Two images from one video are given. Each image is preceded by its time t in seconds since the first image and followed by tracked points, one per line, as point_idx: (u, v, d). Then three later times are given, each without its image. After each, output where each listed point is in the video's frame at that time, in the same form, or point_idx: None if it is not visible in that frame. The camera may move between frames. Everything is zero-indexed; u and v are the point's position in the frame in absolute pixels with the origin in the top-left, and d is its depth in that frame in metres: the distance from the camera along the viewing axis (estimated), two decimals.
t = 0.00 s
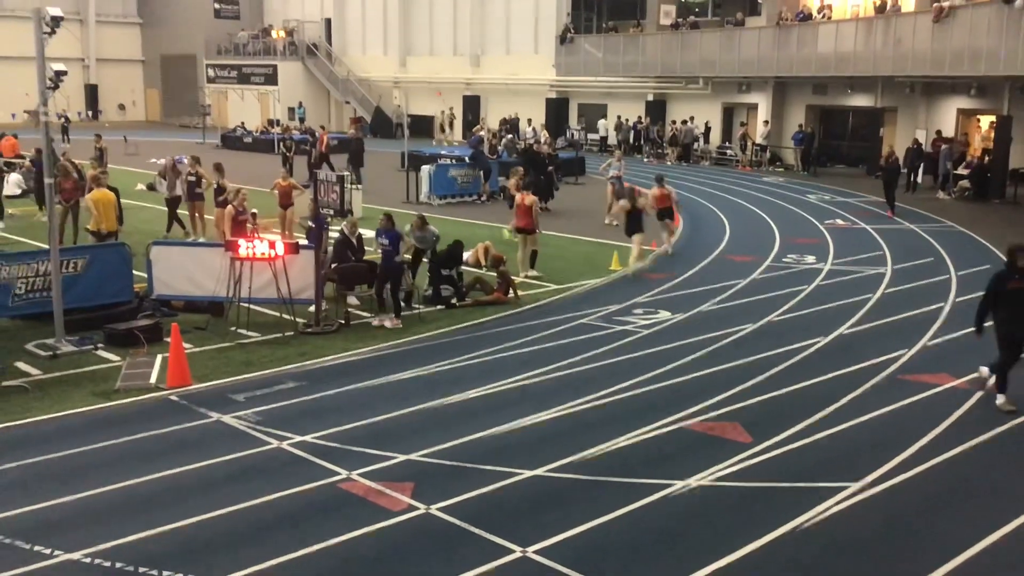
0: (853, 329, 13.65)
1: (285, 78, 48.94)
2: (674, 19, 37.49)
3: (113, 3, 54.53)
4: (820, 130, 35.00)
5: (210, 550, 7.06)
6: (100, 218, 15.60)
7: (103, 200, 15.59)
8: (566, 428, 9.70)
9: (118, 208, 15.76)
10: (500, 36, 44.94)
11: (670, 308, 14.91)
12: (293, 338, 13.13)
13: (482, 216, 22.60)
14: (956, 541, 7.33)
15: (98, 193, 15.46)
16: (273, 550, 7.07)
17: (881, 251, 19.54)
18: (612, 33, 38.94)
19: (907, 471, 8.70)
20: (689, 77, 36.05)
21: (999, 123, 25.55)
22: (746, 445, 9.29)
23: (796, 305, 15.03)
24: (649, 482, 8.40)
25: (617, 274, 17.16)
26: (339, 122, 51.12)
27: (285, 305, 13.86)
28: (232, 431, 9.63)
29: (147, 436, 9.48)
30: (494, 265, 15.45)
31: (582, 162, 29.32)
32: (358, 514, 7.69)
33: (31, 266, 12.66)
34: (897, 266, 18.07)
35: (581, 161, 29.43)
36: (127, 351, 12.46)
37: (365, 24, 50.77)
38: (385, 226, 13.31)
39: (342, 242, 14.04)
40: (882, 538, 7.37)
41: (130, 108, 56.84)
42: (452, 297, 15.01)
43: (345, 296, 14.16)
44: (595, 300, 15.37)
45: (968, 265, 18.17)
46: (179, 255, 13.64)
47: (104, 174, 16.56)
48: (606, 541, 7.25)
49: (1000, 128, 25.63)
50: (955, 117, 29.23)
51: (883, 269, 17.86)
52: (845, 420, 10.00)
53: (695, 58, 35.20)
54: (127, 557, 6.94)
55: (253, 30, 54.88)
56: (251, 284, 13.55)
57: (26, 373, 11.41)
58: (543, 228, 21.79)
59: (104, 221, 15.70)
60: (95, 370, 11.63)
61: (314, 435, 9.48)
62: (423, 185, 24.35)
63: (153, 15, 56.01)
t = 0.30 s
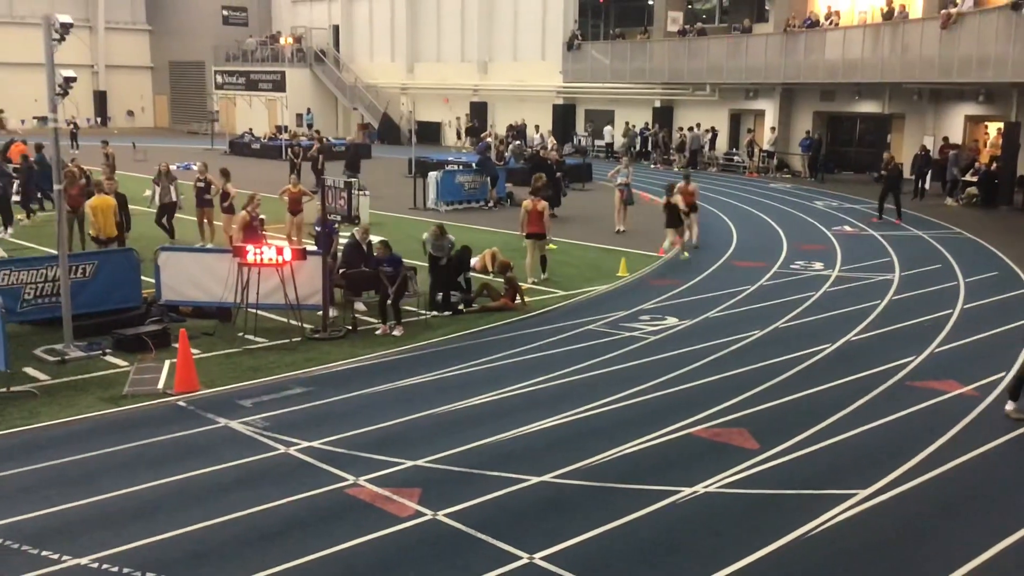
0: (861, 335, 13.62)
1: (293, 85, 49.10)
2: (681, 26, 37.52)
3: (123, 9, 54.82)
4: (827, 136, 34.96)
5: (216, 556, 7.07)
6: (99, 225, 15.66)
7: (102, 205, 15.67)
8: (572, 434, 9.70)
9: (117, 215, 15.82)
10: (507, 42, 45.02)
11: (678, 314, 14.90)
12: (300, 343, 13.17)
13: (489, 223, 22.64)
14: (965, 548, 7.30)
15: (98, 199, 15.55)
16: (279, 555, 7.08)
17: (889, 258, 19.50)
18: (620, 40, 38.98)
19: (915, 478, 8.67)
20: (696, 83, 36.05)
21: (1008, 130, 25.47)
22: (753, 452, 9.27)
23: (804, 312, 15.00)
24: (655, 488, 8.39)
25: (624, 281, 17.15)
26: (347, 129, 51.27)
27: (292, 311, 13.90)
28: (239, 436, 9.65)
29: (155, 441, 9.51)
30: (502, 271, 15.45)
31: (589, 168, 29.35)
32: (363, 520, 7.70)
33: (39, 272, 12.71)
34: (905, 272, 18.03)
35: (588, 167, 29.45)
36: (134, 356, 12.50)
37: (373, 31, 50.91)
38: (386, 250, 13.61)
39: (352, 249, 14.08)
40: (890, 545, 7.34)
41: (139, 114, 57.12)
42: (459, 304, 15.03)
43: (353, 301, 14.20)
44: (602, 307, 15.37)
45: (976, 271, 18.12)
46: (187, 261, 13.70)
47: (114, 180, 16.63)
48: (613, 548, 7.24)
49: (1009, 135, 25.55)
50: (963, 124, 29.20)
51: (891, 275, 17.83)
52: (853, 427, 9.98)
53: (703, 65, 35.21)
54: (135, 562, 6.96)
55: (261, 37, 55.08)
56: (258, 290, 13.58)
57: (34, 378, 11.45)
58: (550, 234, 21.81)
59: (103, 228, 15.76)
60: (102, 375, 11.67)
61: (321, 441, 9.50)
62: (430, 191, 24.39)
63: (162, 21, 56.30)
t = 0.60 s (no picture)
0: (871, 337, 13.57)
1: (302, 87, 49.25)
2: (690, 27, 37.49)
3: (132, 13, 55.08)
4: (836, 137, 34.88)
5: (225, 557, 7.10)
6: (102, 228, 15.74)
7: (105, 209, 15.74)
8: (581, 437, 9.70)
9: (120, 218, 15.90)
10: (516, 44, 45.05)
11: (686, 316, 14.88)
12: (309, 346, 13.20)
13: (497, 225, 22.65)
14: (975, 551, 7.27)
15: (99, 203, 15.62)
16: (289, 557, 7.10)
17: (898, 259, 19.44)
18: (627, 42, 38.98)
19: (925, 481, 8.63)
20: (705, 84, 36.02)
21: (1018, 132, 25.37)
22: (762, 454, 9.26)
23: (813, 314, 14.96)
24: (665, 491, 8.38)
25: (632, 283, 17.14)
26: (355, 131, 51.41)
27: (302, 313, 13.91)
28: (249, 439, 9.68)
29: (165, 443, 9.55)
30: (510, 273, 15.46)
31: (598, 170, 29.33)
32: (373, 522, 7.71)
33: (50, 275, 12.77)
34: (915, 274, 17.97)
35: (597, 169, 29.43)
36: (144, 358, 12.53)
37: (381, 34, 51.03)
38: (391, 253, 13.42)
39: (363, 251, 14.08)
40: (900, 548, 7.32)
41: (148, 116, 57.40)
42: (467, 306, 15.02)
43: (362, 304, 14.20)
44: (611, 309, 15.37)
45: (986, 273, 18.06)
46: (197, 263, 13.73)
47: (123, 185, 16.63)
48: (623, 550, 7.24)
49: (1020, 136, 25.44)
50: (972, 125, 29.11)
51: (900, 277, 17.76)
52: (863, 430, 9.95)
53: (711, 66, 35.15)
54: (146, 564, 6.99)
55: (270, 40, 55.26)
56: (268, 292, 13.62)
57: (45, 380, 11.50)
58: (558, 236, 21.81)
59: (107, 231, 15.84)
60: (112, 378, 11.71)
61: (330, 443, 9.52)
62: (439, 194, 24.41)
63: (172, 24, 56.53)
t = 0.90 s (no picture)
0: (879, 342, 13.52)
1: (310, 91, 49.41)
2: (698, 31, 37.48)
3: (142, 17, 55.35)
4: (845, 141, 34.81)
5: (233, 560, 7.11)
6: (108, 231, 15.85)
7: (110, 212, 15.85)
8: (589, 441, 9.69)
9: (126, 221, 16.01)
10: (524, 48, 45.08)
11: (694, 320, 14.85)
12: (317, 349, 13.23)
13: (506, 228, 22.68)
14: (985, 556, 7.24)
15: (104, 206, 15.73)
16: (298, 561, 7.10)
17: (908, 264, 19.38)
18: (635, 46, 38.98)
19: (934, 486, 8.59)
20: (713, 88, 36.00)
21: None
22: (771, 458, 9.23)
23: (822, 318, 14.92)
24: (673, 495, 8.37)
25: (641, 287, 17.12)
26: (364, 135, 51.55)
27: (309, 316, 13.94)
28: (258, 442, 9.71)
29: (173, 446, 9.58)
30: (518, 277, 15.49)
31: (606, 174, 29.33)
32: (381, 526, 7.71)
33: (59, 278, 12.82)
34: (924, 278, 17.91)
35: (605, 173, 29.42)
36: (153, 362, 12.59)
37: (390, 38, 51.14)
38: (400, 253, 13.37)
39: (373, 253, 14.09)
40: (910, 554, 7.28)
41: (158, 121, 57.66)
42: (476, 310, 15.02)
43: (371, 307, 14.21)
44: (619, 312, 15.35)
45: (996, 277, 17.98)
46: (207, 266, 13.78)
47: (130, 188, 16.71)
48: (631, 554, 7.22)
49: None
50: (981, 129, 29.03)
51: (909, 281, 17.72)
52: (872, 434, 9.92)
53: (719, 70, 35.14)
54: (155, 567, 7.01)
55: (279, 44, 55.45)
56: (276, 295, 13.66)
57: (55, 384, 11.54)
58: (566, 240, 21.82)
59: (112, 234, 15.94)
60: (122, 381, 11.75)
61: (338, 446, 9.54)
62: (447, 197, 24.43)
63: (181, 29, 56.77)
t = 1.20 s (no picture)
0: (891, 346, 13.47)
1: (321, 96, 49.59)
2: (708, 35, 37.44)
3: (154, 23, 55.71)
4: (856, 144, 34.71)
5: (244, 565, 7.12)
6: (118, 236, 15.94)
7: (120, 217, 15.95)
8: (600, 445, 9.68)
9: (135, 226, 16.11)
10: (535, 52, 45.13)
11: (705, 324, 14.82)
12: (329, 353, 13.27)
13: (516, 233, 22.69)
14: (998, 561, 7.19)
15: (114, 211, 15.85)
16: (309, 565, 7.12)
17: (920, 267, 19.30)
18: (646, 50, 38.95)
19: (947, 490, 8.55)
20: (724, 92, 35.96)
21: None
22: (782, 463, 9.21)
23: (833, 322, 14.88)
24: (684, 499, 8.35)
25: (651, 291, 17.11)
26: (374, 139, 51.66)
27: (320, 321, 13.99)
28: (270, 446, 9.74)
29: (185, 451, 9.60)
30: (529, 281, 15.52)
31: (617, 179, 29.32)
32: (392, 530, 7.72)
33: (72, 283, 12.89)
34: (936, 282, 17.84)
35: (616, 177, 29.41)
36: (165, 366, 12.64)
37: (400, 43, 51.29)
38: (413, 240, 13.36)
39: (383, 257, 14.11)
40: (923, 559, 7.25)
41: (169, 126, 57.95)
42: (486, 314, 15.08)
43: (382, 311, 14.25)
44: (630, 317, 15.34)
45: (1008, 281, 17.89)
46: (218, 271, 13.84)
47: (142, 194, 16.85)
48: (642, 559, 7.21)
49: None
50: (993, 133, 28.93)
51: (921, 285, 17.66)
52: (883, 438, 9.88)
53: (730, 74, 35.10)
54: (167, 570, 7.04)
55: (289, 49, 55.64)
56: (288, 300, 13.70)
57: (68, 388, 11.59)
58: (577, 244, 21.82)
59: (121, 239, 16.03)
60: (135, 385, 11.80)
61: (349, 450, 9.55)
62: (457, 202, 24.45)
63: (192, 35, 57.06)
